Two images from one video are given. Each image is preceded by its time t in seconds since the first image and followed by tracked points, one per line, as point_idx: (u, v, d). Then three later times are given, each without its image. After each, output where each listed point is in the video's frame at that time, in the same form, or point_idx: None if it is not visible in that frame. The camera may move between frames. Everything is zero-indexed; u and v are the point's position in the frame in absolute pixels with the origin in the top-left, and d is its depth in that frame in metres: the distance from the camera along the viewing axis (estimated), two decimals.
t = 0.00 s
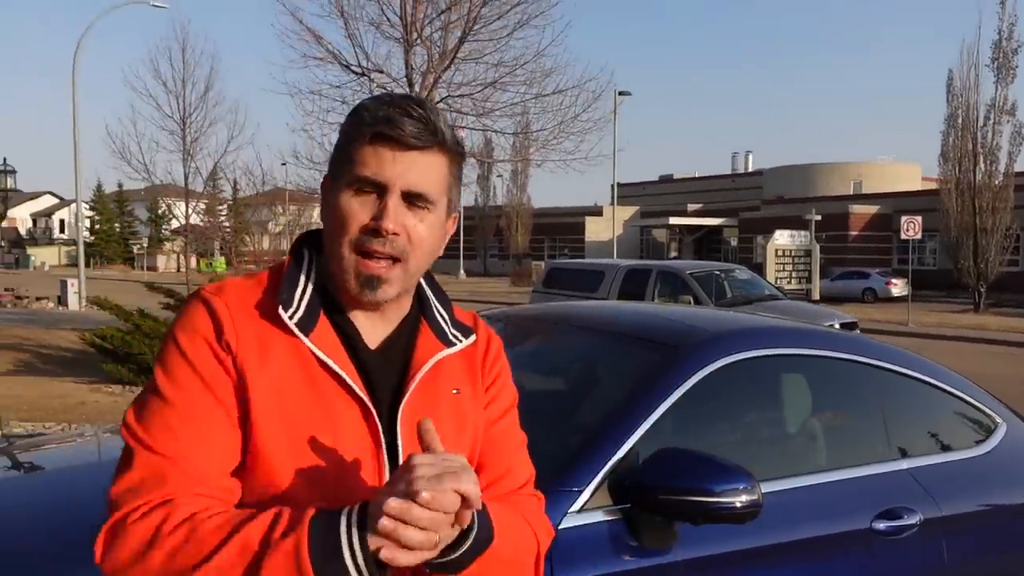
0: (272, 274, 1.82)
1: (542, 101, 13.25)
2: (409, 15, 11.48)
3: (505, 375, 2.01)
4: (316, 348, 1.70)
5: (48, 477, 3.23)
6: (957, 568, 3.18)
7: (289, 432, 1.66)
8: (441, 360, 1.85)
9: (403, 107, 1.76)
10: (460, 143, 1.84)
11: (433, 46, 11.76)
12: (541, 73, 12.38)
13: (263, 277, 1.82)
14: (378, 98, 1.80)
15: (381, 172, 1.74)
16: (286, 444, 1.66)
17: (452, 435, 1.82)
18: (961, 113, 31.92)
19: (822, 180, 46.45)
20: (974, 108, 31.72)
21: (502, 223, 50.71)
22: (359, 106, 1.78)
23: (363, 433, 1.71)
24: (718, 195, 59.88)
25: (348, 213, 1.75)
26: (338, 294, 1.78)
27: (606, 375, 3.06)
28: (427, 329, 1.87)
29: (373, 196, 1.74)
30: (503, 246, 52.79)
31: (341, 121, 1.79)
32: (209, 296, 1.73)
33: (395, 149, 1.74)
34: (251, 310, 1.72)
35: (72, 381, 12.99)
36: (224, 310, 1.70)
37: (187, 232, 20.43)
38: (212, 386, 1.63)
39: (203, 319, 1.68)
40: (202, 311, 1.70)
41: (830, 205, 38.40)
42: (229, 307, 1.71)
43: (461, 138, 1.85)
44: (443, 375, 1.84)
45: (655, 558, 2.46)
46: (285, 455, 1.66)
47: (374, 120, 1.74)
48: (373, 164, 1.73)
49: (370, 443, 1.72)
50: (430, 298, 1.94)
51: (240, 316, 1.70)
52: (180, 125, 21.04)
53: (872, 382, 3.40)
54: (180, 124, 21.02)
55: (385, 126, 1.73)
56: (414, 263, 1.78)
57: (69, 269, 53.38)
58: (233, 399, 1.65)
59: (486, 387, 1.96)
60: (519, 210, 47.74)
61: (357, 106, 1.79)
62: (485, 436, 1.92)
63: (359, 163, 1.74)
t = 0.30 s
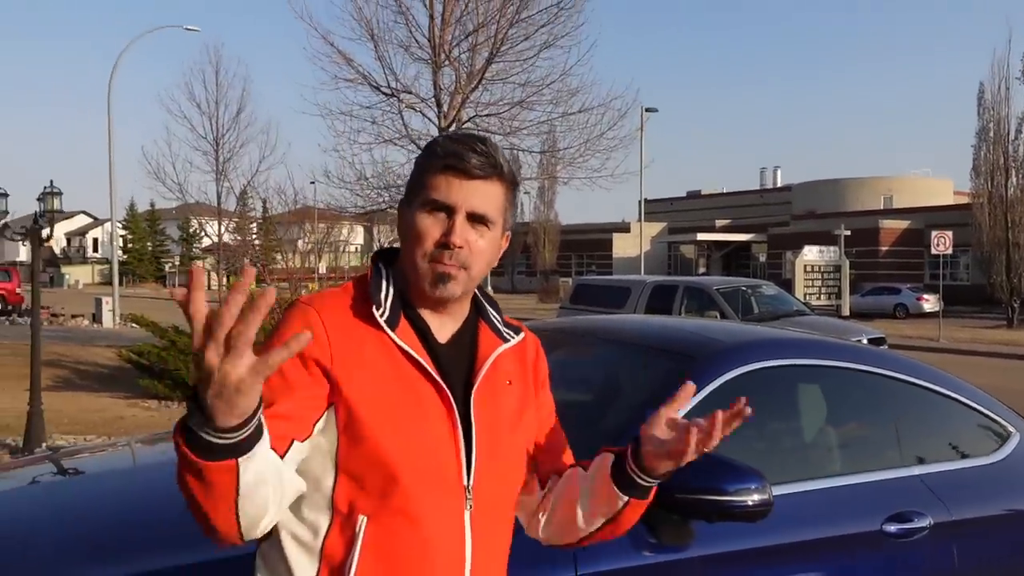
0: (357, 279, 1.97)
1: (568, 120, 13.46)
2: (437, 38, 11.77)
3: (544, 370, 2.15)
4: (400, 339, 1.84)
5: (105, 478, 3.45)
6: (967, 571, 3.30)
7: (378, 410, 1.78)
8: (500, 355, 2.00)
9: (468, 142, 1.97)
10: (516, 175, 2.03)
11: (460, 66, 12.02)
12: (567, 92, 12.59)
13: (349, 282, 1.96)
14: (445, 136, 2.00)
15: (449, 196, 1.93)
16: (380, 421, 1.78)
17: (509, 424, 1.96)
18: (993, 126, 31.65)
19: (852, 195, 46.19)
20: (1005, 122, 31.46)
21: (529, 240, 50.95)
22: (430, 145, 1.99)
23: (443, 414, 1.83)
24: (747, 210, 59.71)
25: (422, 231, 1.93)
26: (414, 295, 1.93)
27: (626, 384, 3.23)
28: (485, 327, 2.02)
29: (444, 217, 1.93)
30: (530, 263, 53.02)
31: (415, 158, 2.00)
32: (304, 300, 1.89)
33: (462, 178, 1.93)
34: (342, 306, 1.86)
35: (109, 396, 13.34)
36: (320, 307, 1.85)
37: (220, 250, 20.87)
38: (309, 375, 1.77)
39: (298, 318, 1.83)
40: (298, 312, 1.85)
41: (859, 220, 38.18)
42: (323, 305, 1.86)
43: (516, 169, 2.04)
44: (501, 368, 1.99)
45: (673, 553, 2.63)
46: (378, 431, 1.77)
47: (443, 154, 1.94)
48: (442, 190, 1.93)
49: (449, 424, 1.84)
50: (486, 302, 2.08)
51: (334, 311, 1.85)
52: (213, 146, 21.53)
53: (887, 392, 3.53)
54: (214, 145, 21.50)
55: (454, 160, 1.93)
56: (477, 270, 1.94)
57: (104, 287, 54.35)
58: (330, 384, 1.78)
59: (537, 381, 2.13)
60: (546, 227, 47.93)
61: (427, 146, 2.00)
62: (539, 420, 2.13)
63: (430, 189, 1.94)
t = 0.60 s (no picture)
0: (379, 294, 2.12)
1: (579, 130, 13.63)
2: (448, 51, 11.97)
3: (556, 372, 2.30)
4: (421, 345, 1.99)
5: (134, 482, 3.62)
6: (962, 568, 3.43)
7: (403, 410, 1.94)
8: (513, 357, 2.15)
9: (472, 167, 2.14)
10: (520, 195, 2.19)
11: (472, 79, 12.21)
12: (577, 103, 12.75)
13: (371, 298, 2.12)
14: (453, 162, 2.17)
15: (459, 216, 2.09)
16: (407, 420, 1.94)
17: (524, 421, 2.12)
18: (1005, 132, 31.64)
19: (864, 202, 46.17)
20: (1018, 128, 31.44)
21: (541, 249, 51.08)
22: (442, 170, 2.16)
23: (465, 414, 1.99)
24: (759, 218, 59.65)
25: (435, 249, 2.09)
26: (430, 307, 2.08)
27: (632, 389, 3.38)
28: (498, 332, 2.18)
29: (453, 235, 2.08)
30: (542, 272, 53.12)
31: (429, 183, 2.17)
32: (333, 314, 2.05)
33: (469, 198, 2.09)
34: (367, 317, 2.03)
35: (127, 405, 13.54)
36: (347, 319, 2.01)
37: (235, 261, 21.10)
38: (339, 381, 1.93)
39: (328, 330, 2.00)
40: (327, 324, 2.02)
41: (872, 226, 38.13)
42: (350, 317, 2.02)
43: (520, 189, 2.20)
44: (513, 370, 2.14)
45: (676, 548, 2.79)
46: (405, 431, 1.93)
47: (451, 178, 2.11)
48: (452, 211, 2.09)
49: (470, 421, 1.99)
50: (499, 311, 2.24)
51: (360, 322, 2.01)
52: (228, 158, 21.79)
53: (885, 396, 3.68)
54: (228, 157, 21.76)
55: (460, 183, 2.10)
56: (486, 281, 2.09)
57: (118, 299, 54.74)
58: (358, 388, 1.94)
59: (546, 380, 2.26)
60: (558, 236, 48.05)
61: (438, 172, 2.17)
62: (553, 421, 2.26)
63: (441, 210, 2.10)
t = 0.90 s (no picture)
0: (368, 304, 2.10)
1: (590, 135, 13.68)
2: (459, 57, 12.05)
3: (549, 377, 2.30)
4: (412, 362, 1.98)
5: (154, 487, 3.71)
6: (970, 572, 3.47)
7: (395, 430, 1.93)
8: (507, 368, 2.14)
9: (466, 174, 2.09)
10: (515, 201, 2.15)
11: (483, 84, 12.28)
12: (588, 107, 12.81)
13: (361, 307, 2.10)
14: (448, 166, 2.12)
15: (451, 226, 2.05)
16: (398, 441, 1.93)
17: (518, 432, 2.12)
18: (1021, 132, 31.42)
19: (877, 202, 45.98)
20: None
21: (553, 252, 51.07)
22: (434, 175, 2.12)
23: (457, 433, 1.98)
24: (772, 219, 59.47)
25: (426, 260, 2.06)
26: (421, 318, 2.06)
27: (640, 397, 3.43)
28: (492, 340, 2.16)
29: (445, 245, 2.05)
30: (555, 275, 53.12)
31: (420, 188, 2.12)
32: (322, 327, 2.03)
33: (462, 208, 2.06)
34: (356, 332, 2.00)
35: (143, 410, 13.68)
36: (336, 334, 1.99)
37: (248, 265, 21.23)
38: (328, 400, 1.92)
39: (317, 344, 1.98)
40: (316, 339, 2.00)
41: (886, 228, 37.93)
42: (339, 331, 2.00)
43: (515, 193, 2.15)
44: (507, 382, 2.14)
45: (684, 553, 2.84)
46: (396, 452, 1.93)
47: (444, 186, 2.07)
48: (445, 220, 2.05)
49: (463, 438, 1.99)
50: (493, 317, 2.22)
51: (349, 338, 1.98)
52: (241, 164, 21.95)
53: (892, 401, 3.71)
54: (242, 163, 21.91)
55: (453, 192, 2.05)
56: (480, 293, 2.06)
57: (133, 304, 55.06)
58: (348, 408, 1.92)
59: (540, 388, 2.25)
60: (570, 238, 48.04)
61: (431, 176, 2.12)
62: (547, 429, 2.26)
63: (433, 219, 2.06)
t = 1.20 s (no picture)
0: (304, 304, 1.96)
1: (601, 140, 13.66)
2: (471, 63, 12.08)
3: (509, 375, 2.17)
4: (355, 375, 1.81)
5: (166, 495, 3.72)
6: None
7: (339, 452, 1.77)
8: (460, 371, 2.01)
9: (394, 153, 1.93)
10: (451, 176, 2.02)
11: (495, 89, 12.29)
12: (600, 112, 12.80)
13: (294, 313, 1.92)
14: (369, 150, 1.95)
15: (392, 218, 1.91)
16: (344, 467, 1.76)
17: (476, 442, 1.98)
18: None
19: (893, 205, 45.71)
20: None
21: (567, 256, 51.06)
22: (353, 162, 1.95)
23: (408, 452, 1.83)
24: (786, 222, 59.22)
25: (366, 259, 1.91)
26: (367, 325, 1.91)
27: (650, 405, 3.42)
28: (442, 343, 2.03)
29: (391, 240, 1.91)
30: (569, 279, 53.08)
31: (341, 179, 1.96)
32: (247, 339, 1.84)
33: (399, 197, 1.91)
34: (292, 344, 1.83)
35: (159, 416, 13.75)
36: (267, 349, 1.81)
37: (263, 271, 21.34)
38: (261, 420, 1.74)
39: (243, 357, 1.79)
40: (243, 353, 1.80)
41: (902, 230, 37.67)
42: (270, 343, 1.82)
43: (449, 169, 2.02)
44: (462, 386, 2.00)
45: (692, 560, 2.82)
46: (339, 478, 1.76)
47: (376, 173, 1.91)
48: (383, 213, 1.90)
49: (414, 457, 1.83)
50: (442, 314, 2.08)
51: (284, 352, 1.81)
52: (256, 170, 22.07)
53: (905, 407, 3.68)
54: (256, 169, 22.03)
55: (387, 178, 1.90)
56: (431, 290, 1.93)
57: (149, 310, 55.36)
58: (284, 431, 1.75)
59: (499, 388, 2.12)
60: (584, 243, 47.99)
61: (349, 161, 1.96)
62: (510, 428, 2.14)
63: (366, 213, 1.91)
